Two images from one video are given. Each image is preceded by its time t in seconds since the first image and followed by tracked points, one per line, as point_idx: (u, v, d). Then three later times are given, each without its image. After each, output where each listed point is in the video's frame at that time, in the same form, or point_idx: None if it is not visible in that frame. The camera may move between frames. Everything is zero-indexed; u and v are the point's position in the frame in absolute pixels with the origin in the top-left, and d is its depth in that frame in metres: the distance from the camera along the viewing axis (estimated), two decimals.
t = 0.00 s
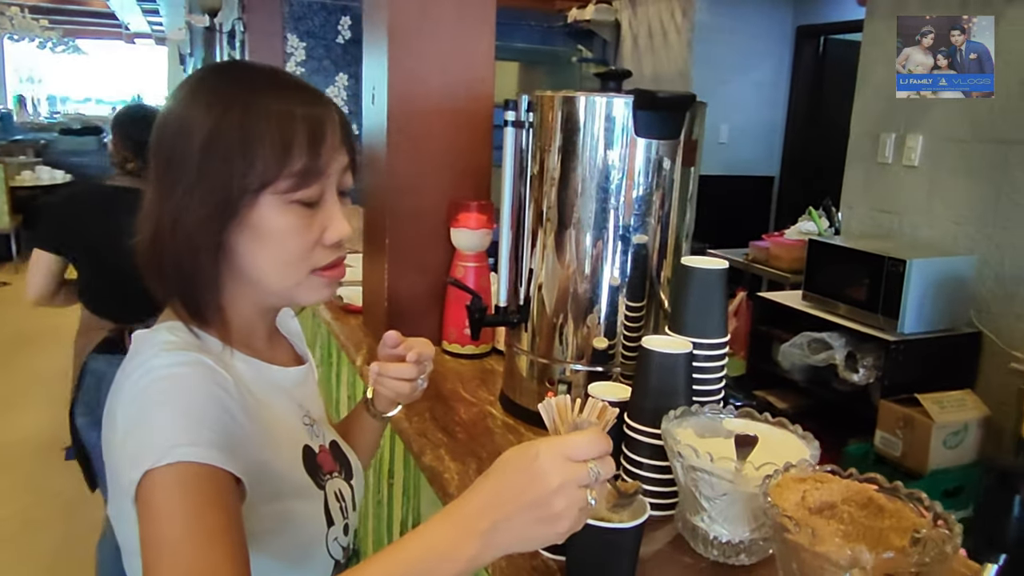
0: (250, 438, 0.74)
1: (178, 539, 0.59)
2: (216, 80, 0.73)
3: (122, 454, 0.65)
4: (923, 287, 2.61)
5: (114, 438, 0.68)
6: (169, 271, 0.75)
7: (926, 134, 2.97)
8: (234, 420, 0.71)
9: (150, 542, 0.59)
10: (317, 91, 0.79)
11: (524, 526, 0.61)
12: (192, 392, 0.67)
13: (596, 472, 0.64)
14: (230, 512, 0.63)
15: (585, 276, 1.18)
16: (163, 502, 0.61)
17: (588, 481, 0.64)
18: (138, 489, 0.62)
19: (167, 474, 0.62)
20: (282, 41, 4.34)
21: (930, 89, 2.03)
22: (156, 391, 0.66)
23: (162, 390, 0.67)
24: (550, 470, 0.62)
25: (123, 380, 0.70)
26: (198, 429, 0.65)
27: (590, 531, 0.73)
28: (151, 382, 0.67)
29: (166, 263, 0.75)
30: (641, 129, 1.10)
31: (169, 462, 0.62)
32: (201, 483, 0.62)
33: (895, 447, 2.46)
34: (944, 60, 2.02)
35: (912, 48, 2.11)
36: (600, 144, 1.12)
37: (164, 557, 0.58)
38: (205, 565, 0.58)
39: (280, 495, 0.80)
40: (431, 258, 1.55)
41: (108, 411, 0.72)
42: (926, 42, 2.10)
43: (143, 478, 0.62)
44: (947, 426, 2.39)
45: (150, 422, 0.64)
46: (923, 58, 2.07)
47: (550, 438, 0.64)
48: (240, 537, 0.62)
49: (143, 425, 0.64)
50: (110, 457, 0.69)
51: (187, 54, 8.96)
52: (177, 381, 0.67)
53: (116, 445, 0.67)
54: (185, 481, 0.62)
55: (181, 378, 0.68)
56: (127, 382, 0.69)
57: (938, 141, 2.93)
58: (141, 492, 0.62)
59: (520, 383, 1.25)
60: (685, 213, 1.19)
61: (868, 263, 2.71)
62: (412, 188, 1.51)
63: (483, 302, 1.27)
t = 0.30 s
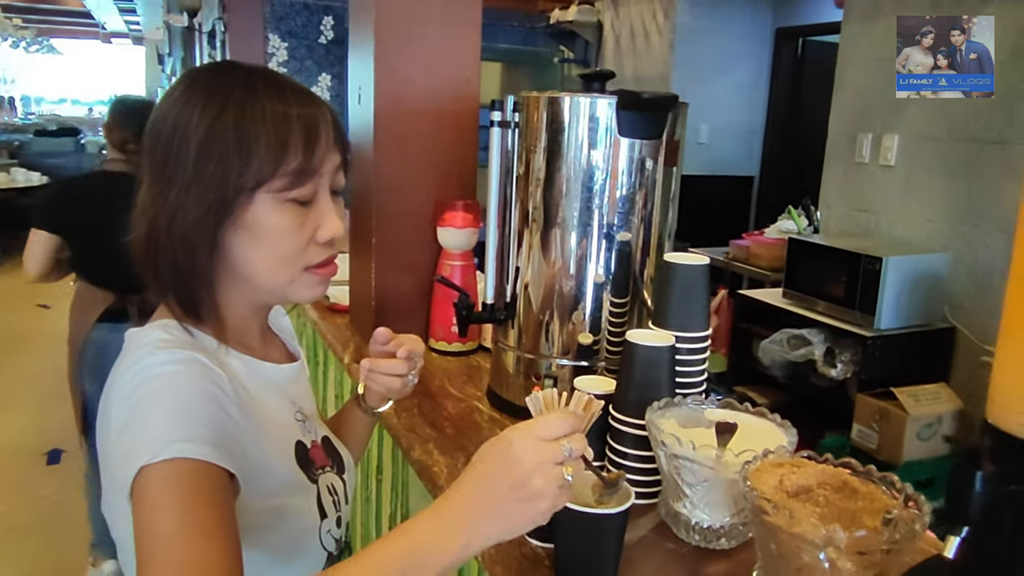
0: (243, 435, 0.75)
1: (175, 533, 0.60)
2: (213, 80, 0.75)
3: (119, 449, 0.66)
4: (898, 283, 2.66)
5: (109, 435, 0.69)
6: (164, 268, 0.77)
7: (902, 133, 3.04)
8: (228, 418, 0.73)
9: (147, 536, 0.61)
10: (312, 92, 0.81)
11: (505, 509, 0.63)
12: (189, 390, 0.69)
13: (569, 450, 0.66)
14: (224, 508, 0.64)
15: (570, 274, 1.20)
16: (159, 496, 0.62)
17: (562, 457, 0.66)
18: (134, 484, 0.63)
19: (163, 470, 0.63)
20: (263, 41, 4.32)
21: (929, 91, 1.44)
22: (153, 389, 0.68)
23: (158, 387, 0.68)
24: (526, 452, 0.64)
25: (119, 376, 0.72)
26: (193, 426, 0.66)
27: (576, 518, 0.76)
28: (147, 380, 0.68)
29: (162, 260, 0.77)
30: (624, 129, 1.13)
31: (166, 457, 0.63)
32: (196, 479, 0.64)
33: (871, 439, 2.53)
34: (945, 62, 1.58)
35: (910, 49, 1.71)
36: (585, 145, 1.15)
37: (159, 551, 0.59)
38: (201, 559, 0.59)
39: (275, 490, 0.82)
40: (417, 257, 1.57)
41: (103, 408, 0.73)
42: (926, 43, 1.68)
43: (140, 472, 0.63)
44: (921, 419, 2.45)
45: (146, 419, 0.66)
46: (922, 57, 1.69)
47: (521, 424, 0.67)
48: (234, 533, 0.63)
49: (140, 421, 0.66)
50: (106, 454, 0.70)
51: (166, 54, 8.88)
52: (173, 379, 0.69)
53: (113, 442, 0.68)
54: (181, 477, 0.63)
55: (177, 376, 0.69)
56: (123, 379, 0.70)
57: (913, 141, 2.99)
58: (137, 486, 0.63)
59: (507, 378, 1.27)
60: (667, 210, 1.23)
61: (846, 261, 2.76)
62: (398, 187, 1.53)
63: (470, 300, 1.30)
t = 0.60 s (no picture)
0: (224, 434, 0.76)
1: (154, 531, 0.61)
2: (196, 78, 0.75)
3: (99, 448, 0.66)
4: (880, 278, 2.70)
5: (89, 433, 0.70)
6: (146, 266, 0.78)
7: (882, 131, 3.07)
8: (208, 417, 0.73)
9: (124, 535, 0.61)
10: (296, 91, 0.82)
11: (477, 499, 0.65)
12: (168, 391, 0.69)
13: (521, 417, 0.70)
14: (203, 508, 0.64)
15: (554, 271, 1.22)
16: (137, 495, 0.62)
17: (515, 422, 0.69)
18: (113, 484, 0.64)
19: (142, 470, 0.63)
20: (246, 39, 4.28)
21: (931, 89, 2.19)
22: (134, 387, 0.68)
23: (138, 387, 0.68)
24: (477, 420, 0.67)
25: (99, 375, 0.72)
26: (172, 426, 0.67)
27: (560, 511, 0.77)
28: (127, 379, 0.69)
29: (143, 257, 0.78)
30: (607, 126, 1.14)
31: (145, 456, 0.63)
32: (176, 478, 0.64)
33: (855, 432, 2.56)
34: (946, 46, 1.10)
35: (913, 48, 2.29)
36: (568, 143, 1.16)
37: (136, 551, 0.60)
38: (177, 559, 0.60)
39: (258, 489, 0.83)
40: (403, 255, 1.58)
41: (83, 408, 0.73)
42: (927, 41, 2.29)
43: (118, 472, 0.63)
44: (904, 411, 2.48)
45: (127, 417, 0.66)
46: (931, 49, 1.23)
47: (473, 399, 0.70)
48: (213, 532, 0.64)
49: (119, 421, 0.66)
50: (86, 452, 0.71)
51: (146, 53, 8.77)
52: (152, 380, 0.69)
53: (93, 440, 0.68)
54: (158, 477, 0.63)
55: (156, 376, 0.69)
56: (102, 378, 0.71)
57: (893, 137, 3.03)
58: (115, 485, 0.63)
59: (494, 375, 1.28)
60: (650, 207, 1.24)
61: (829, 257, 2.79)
62: (383, 185, 1.54)
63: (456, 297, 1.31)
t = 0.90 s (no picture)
0: (208, 431, 0.75)
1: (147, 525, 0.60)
2: (176, 73, 0.75)
3: (85, 446, 0.66)
4: (856, 274, 2.73)
5: (73, 432, 0.69)
6: (128, 263, 0.77)
7: (859, 128, 3.11)
8: (193, 413, 0.72)
9: (115, 534, 0.60)
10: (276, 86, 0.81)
11: (476, 494, 0.63)
12: (154, 388, 0.69)
13: (547, 445, 0.67)
14: (193, 503, 0.64)
15: (537, 267, 1.22)
16: (125, 494, 0.61)
17: (540, 452, 0.66)
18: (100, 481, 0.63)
19: (130, 464, 0.62)
20: (222, 35, 4.23)
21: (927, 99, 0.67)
22: (120, 385, 0.67)
23: (122, 383, 0.68)
24: (504, 445, 0.64)
25: (82, 374, 0.71)
26: (158, 421, 0.66)
27: (545, 505, 0.77)
28: (112, 377, 0.68)
29: (125, 252, 0.77)
30: (588, 123, 1.14)
31: (133, 452, 0.63)
32: (163, 474, 0.63)
33: (833, 426, 2.59)
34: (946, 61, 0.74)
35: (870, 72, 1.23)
36: (550, 140, 1.17)
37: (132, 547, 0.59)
38: (169, 559, 0.59)
39: (241, 487, 0.82)
40: (384, 253, 1.57)
41: (65, 407, 0.72)
42: None
43: (103, 469, 0.62)
44: (881, 405, 2.51)
45: (114, 414, 0.65)
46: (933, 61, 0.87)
47: (503, 416, 0.66)
48: (205, 526, 0.63)
49: (105, 418, 0.65)
50: (70, 452, 0.70)
51: (120, 50, 8.59)
52: (138, 377, 0.68)
53: (78, 440, 0.67)
54: (146, 472, 0.63)
55: (142, 373, 0.69)
56: (86, 376, 0.70)
57: (870, 135, 3.07)
58: (103, 483, 0.62)
59: (477, 372, 1.28)
60: (631, 205, 1.25)
61: (808, 253, 2.82)
62: (364, 182, 1.53)
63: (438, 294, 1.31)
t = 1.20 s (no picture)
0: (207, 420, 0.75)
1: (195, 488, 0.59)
2: (153, 67, 0.74)
3: (93, 439, 0.65)
4: (833, 270, 2.77)
5: (74, 429, 0.67)
6: (110, 260, 0.77)
7: (836, 126, 3.15)
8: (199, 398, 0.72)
9: (164, 507, 0.60)
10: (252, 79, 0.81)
11: (568, 451, 0.62)
12: (161, 371, 0.68)
13: (641, 401, 0.65)
14: (233, 467, 0.63)
15: (516, 264, 1.22)
16: (162, 469, 0.61)
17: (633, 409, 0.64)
18: (129, 459, 0.63)
19: (159, 441, 0.62)
20: (200, 33, 4.19)
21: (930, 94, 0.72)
22: (121, 374, 0.66)
23: (129, 367, 0.67)
24: (596, 403, 0.62)
25: (75, 369, 0.70)
26: (176, 398, 0.65)
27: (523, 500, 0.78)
28: (111, 367, 0.67)
29: (108, 249, 0.77)
30: (567, 121, 1.15)
31: (157, 427, 0.63)
32: (201, 440, 0.63)
33: (811, 421, 2.61)
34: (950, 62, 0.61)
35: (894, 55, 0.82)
36: (529, 139, 1.17)
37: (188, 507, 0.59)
38: (237, 518, 0.58)
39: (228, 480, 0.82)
40: (364, 251, 1.57)
41: (59, 406, 0.71)
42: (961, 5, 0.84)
43: (133, 446, 0.62)
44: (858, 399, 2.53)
45: (125, 402, 0.64)
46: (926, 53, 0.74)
47: (592, 373, 0.64)
48: (248, 487, 0.62)
49: (115, 407, 0.64)
50: (71, 450, 0.68)
51: (97, 47, 8.48)
52: (143, 363, 0.68)
53: (80, 435, 0.66)
54: (179, 447, 0.62)
55: (145, 360, 0.68)
56: (79, 371, 0.69)
57: (846, 134, 3.11)
58: (132, 464, 0.62)
59: (457, 369, 1.28)
60: (610, 204, 1.26)
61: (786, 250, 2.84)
62: (344, 180, 1.53)
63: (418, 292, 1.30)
